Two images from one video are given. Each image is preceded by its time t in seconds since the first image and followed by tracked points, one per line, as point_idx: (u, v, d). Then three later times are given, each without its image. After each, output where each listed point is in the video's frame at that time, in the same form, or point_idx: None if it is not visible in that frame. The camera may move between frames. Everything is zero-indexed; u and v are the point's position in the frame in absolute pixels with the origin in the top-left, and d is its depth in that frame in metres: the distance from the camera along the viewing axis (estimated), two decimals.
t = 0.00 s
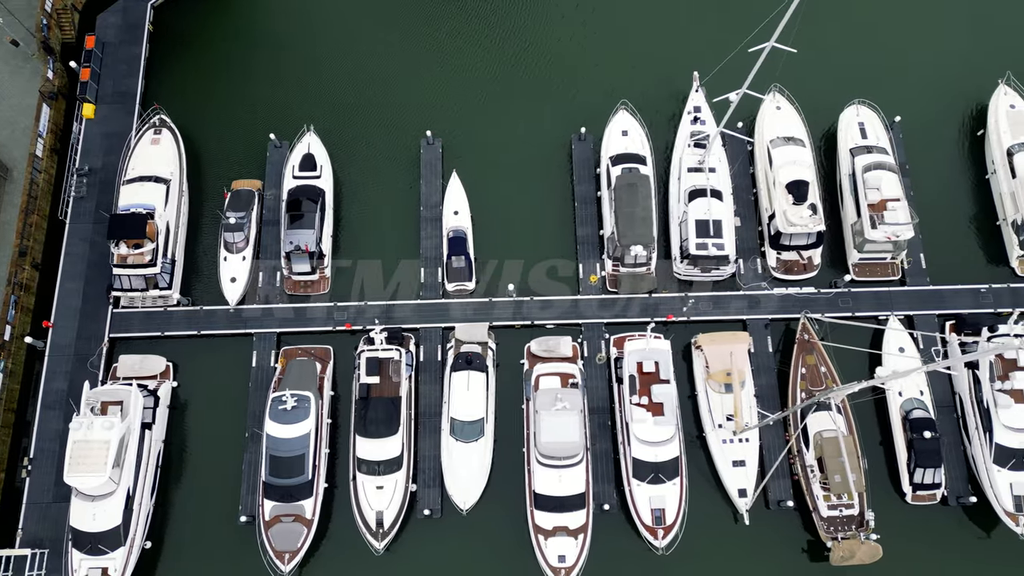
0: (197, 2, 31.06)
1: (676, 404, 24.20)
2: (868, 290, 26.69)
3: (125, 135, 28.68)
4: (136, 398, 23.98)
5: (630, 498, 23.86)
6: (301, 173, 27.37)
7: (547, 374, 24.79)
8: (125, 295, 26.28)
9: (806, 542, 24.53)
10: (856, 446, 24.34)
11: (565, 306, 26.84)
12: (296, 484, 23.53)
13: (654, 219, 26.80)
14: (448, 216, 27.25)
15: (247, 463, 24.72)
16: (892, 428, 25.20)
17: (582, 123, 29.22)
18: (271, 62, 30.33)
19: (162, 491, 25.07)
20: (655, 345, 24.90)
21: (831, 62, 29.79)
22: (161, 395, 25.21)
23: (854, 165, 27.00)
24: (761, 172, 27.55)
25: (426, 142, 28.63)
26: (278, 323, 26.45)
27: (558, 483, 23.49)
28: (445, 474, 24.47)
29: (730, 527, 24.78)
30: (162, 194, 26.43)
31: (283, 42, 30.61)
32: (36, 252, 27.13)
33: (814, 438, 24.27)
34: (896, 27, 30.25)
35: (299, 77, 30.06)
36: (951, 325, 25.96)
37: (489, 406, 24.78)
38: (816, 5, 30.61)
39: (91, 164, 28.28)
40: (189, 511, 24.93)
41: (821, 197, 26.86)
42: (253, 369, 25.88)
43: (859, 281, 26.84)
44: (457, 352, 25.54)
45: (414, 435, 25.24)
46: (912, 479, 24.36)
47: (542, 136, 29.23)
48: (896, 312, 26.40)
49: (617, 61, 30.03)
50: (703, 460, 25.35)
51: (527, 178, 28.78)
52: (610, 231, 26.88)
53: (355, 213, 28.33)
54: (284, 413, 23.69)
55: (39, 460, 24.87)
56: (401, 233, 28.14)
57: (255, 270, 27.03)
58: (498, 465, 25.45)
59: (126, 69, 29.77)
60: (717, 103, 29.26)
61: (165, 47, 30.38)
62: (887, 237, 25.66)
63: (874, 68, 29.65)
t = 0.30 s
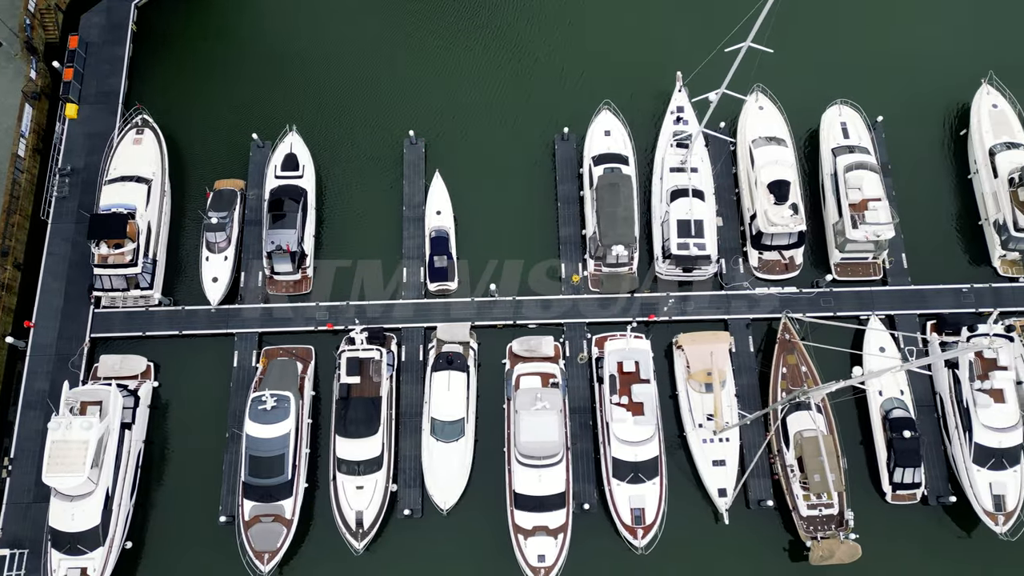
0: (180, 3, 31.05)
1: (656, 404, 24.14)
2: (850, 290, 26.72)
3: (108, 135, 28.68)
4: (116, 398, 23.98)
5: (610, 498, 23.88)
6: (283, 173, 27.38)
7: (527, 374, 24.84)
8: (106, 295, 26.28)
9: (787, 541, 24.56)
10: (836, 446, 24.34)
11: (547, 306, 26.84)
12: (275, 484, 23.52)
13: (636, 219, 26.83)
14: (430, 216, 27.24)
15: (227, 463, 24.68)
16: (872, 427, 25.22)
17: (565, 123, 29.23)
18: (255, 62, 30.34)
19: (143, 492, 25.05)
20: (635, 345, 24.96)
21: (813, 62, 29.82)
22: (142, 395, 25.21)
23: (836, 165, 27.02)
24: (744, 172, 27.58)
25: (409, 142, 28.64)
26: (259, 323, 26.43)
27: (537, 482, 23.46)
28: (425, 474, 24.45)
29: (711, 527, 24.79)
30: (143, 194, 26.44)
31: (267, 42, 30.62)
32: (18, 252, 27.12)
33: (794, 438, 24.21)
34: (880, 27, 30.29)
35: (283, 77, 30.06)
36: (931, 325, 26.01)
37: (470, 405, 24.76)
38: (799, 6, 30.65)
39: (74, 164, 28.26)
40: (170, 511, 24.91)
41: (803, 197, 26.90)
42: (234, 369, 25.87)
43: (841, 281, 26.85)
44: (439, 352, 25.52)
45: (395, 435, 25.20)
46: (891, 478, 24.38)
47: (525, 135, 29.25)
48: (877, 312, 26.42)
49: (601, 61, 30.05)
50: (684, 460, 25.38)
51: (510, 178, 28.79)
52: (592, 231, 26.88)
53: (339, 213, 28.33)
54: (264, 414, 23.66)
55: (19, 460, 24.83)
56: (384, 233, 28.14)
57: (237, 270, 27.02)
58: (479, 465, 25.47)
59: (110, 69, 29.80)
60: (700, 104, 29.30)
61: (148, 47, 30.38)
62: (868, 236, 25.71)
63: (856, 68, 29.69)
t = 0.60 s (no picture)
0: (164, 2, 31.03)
1: (635, 403, 24.30)
2: (831, 290, 26.75)
3: (90, 135, 28.67)
4: (94, 398, 23.97)
5: (589, 497, 23.91)
6: (264, 173, 27.38)
7: (507, 374, 24.85)
8: (87, 295, 26.27)
9: (767, 540, 24.60)
10: (815, 445, 24.36)
11: (528, 306, 26.85)
12: (254, 484, 23.52)
13: (617, 219, 26.83)
14: (412, 216, 27.21)
15: (208, 463, 24.72)
16: (852, 427, 25.25)
17: (548, 123, 29.23)
18: (238, 62, 30.34)
19: (123, 492, 25.03)
20: (615, 346, 25.06)
21: (795, 62, 29.84)
22: (122, 395, 25.20)
23: (816, 165, 27.05)
24: (725, 171, 27.61)
25: (391, 142, 28.65)
26: (240, 323, 26.41)
27: (516, 481, 23.45)
28: (404, 474, 24.43)
29: (691, 527, 24.79)
30: (124, 194, 26.46)
31: (250, 42, 30.61)
32: None
33: (774, 437, 24.25)
34: (862, 26, 30.31)
35: (266, 77, 30.06)
36: (911, 324, 26.04)
37: (450, 405, 24.74)
38: (782, 5, 30.68)
39: (56, 164, 28.24)
40: (150, 511, 24.89)
41: (783, 196, 26.92)
42: (215, 369, 25.87)
43: (822, 280, 26.89)
44: (420, 352, 25.47)
45: (375, 434, 25.17)
46: (870, 477, 24.38)
47: (507, 135, 29.25)
48: (857, 311, 26.45)
49: (584, 61, 30.06)
50: (663, 459, 25.43)
51: (492, 178, 28.79)
52: (574, 231, 26.89)
53: (322, 213, 28.33)
54: (243, 414, 23.65)
55: None
56: (366, 233, 28.13)
57: (218, 270, 27.03)
58: (459, 464, 25.48)
59: (93, 69, 29.79)
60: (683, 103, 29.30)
61: (131, 46, 30.36)
62: (847, 236, 25.73)
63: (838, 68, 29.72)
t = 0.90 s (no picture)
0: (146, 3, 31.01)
1: (614, 403, 24.24)
2: (811, 289, 26.78)
3: (72, 135, 28.66)
4: (73, 398, 23.97)
5: (568, 497, 23.92)
6: (245, 173, 27.38)
7: (486, 374, 24.82)
8: (67, 295, 26.26)
9: (746, 539, 24.66)
10: (794, 445, 24.37)
11: (509, 306, 26.84)
12: (232, 484, 23.54)
13: (597, 219, 26.82)
14: (393, 216, 27.20)
15: (187, 463, 24.72)
16: (831, 426, 25.27)
17: (531, 123, 29.23)
18: (221, 62, 30.33)
19: (102, 492, 25.01)
20: (595, 345, 25.07)
21: (778, 62, 29.87)
22: (101, 395, 25.17)
23: (797, 165, 27.06)
24: (706, 171, 27.63)
25: (373, 142, 28.61)
26: (221, 323, 26.39)
27: (494, 481, 23.44)
28: (383, 473, 24.42)
29: (670, 526, 24.82)
30: (104, 194, 26.48)
31: (233, 42, 30.61)
32: None
33: (753, 437, 24.25)
34: (845, 26, 30.35)
35: (249, 78, 30.05)
36: (891, 324, 26.07)
37: (429, 405, 24.74)
38: (764, 5, 30.71)
39: (37, 164, 28.23)
40: (129, 511, 24.88)
41: (764, 196, 26.94)
42: (195, 369, 25.86)
43: (803, 280, 26.91)
44: (399, 352, 25.44)
45: (355, 435, 25.14)
46: (849, 476, 24.41)
47: (490, 135, 29.25)
48: (837, 311, 26.48)
49: (566, 61, 30.07)
50: (643, 459, 25.48)
51: (474, 178, 28.78)
52: (555, 231, 26.88)
53: (304, 212, 28.35)
54: (221, 414, 23.66)
55: None
56: (348, 233, 28.13)
57: (199, 270, 27.01)
58: (439, 464, 25.46)
59: (75, 69, 29.78)
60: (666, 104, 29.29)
61: (114, 46, 30.35)
62: (827, 236, 25.74)
63: (820, 68, 29.75)
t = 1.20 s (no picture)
0: (130, 3, 31.01)
1: (592, 402, 24.37)
2: (791, 289, 26.81)
3: (53, 135, 28.65)
4: (50, 398, 23.95)
5: (546, 497, 23.91)
6: (226, 173, 27.39)
7: (465, 373, 24.82)
8: (46, 295, 26.26)
9: (726, 539, 24.65)
10: (772, 444, 24.41)
11: (490, 306, 26.83)
12: (210, 484, 23.50)
13: (578, 218, 26.81)
14: (374, 216, 27.21)
15: (165, 463, 24.72)
16: (810, 426, 25.29)
17: (512, 123, 29.23)
18: (203, 62, 30.31)
19: (80, 492, 24.98)
20: (573, 345, 25.16)
21: (759, 62, 29.89)
22: (79, 395, 25.16)
23: (777, 165, 27.08)
24: (687, 171, 27.65)
25: (355, 142, 28.62)
26: (201, 323, 26.38)
27: (472, 480, 23.45)
28: (362, 473, 24.40)
29: (649, 526, 24.85)
30: (84, 194, 26.50)
31: (216, 42, 30.60)
32: None
33: (731, 436, 24.29)
34: (826, 26, 30.38)
35: (231, 78, 30.04)
36: (871, 323, 26.12)
37: (409, 405, 24.75)
38: (747, 5, 30.74)
39: (18, 164, 28.21)
40: (107, 511, 24.86)
41: (744, 196, 26.97)
42: (174, 369, 25.85)
43: (783, 280, 26.95)
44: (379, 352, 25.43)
45: (334, 434, 25.14)
46: (828, 476, 24.43)
47: (471, 135, 29.26)
48: (817, 311, 26.52)
49: (549, 61, 30.09)
50: (623, 458, 25.51)
51: (456, 178, 28.79)
52: (535, 231, 26.88)
53: (286, 212, 28.35)
54: (199, 413, 23.64)
55: None
56: (330, 232, 28.14)
57: (179, 270, 27.01)
58: (419, 464, 25.45)
59: (57, 69, 29.76)
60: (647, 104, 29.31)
61: (96, 46, 30.33)
62: (806, 236, 25.79)
63: (802, 68, 29.78)
